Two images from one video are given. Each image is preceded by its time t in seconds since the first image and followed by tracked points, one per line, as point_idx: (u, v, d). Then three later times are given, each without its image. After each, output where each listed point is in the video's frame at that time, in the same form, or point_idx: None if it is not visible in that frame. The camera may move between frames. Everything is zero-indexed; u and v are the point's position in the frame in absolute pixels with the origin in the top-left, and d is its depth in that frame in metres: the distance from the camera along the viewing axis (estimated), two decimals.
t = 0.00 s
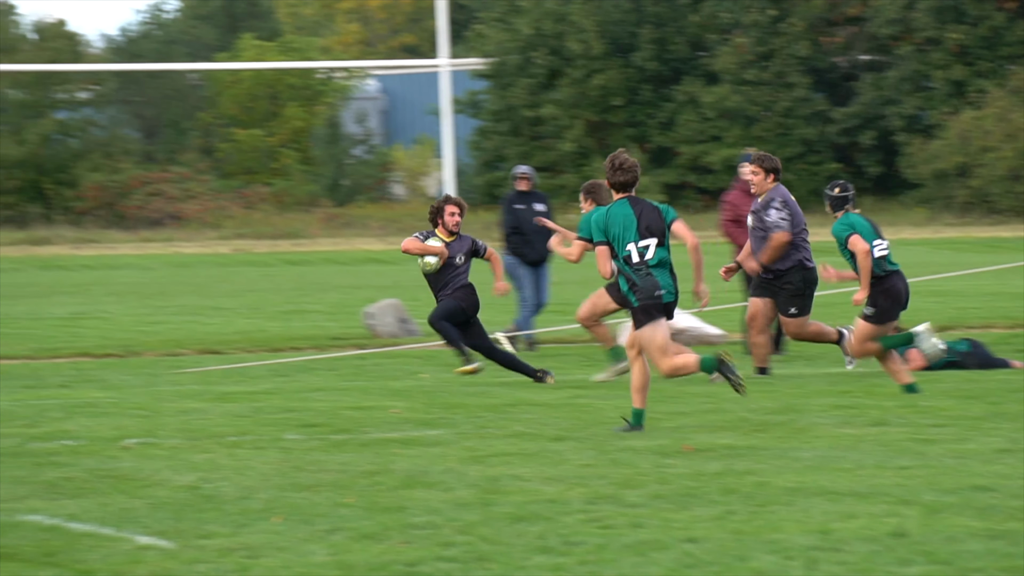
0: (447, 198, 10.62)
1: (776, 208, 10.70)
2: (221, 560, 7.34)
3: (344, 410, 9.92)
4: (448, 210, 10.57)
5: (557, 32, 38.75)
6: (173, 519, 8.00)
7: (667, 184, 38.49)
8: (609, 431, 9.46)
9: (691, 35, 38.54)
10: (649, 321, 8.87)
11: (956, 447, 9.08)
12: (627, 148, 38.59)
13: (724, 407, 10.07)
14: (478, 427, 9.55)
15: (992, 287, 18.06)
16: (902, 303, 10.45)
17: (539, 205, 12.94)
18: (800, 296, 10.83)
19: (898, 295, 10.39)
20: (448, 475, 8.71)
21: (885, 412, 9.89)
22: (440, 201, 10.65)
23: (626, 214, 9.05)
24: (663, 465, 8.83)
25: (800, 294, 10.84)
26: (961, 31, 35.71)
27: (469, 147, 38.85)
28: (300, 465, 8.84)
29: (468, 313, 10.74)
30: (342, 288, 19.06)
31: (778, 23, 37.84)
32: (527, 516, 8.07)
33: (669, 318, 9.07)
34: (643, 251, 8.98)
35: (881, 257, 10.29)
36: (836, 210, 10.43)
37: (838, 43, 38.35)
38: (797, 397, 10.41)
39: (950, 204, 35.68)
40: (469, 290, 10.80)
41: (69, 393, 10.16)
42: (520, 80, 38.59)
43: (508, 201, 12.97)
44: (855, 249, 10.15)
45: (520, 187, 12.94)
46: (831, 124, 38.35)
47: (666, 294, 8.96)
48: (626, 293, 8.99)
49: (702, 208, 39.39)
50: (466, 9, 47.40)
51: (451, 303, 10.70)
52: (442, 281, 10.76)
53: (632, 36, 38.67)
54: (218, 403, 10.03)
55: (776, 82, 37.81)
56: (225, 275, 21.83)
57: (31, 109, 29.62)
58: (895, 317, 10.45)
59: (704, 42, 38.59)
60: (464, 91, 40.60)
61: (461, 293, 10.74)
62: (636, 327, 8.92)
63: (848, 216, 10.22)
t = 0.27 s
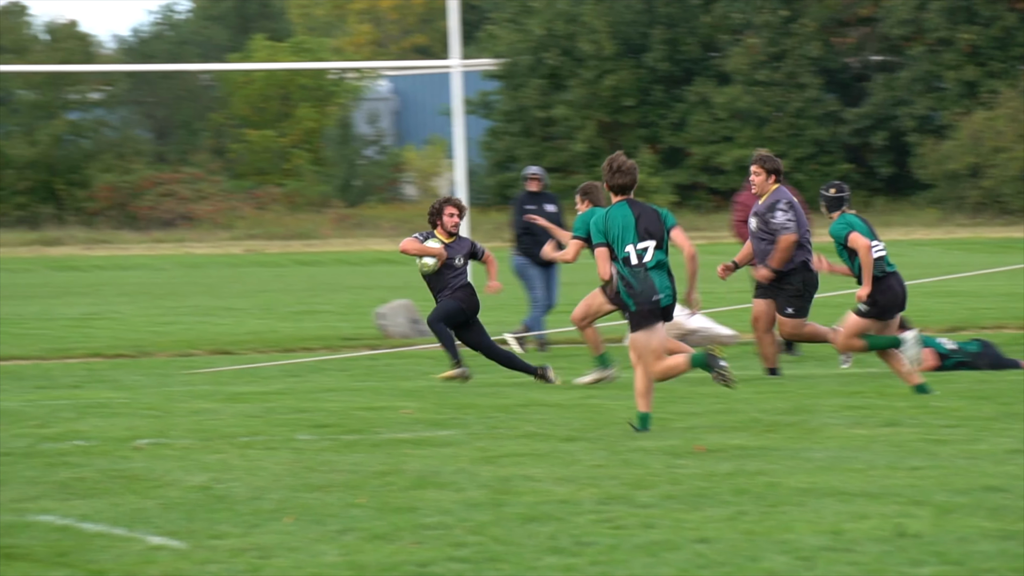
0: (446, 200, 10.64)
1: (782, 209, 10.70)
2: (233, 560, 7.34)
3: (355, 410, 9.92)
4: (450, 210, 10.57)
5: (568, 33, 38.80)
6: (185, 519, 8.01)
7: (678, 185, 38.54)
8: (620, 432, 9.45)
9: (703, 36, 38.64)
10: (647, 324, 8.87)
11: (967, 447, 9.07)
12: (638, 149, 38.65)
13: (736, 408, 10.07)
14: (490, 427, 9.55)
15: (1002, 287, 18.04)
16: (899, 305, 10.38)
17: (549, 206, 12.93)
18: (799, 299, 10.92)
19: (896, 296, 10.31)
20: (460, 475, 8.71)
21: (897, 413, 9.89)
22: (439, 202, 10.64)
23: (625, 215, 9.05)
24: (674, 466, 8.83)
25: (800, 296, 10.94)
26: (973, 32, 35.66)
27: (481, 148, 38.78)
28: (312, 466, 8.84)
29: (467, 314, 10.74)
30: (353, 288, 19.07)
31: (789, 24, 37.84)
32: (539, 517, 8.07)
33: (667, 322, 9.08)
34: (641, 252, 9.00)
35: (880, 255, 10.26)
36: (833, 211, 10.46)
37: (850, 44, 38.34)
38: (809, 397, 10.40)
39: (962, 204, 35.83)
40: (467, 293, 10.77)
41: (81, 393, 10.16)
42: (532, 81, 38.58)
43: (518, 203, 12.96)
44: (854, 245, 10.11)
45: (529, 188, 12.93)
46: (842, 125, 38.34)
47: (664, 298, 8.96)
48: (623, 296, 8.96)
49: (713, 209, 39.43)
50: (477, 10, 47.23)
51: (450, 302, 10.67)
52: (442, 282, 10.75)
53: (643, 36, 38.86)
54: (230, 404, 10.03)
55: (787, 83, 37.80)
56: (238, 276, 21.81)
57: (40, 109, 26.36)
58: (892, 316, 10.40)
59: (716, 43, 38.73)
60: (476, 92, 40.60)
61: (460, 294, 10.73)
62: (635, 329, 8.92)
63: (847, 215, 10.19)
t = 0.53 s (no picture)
0: (442, 202, 10.47)
1: (792, 208, 10.65)
2: (256, 561, 7.34)
3: (378, 411, 9.92)
4: (444, 214, 10.43)
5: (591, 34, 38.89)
6: (207, 520, 8.01)
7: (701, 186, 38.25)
8: (642, 433, 9.44)
9: (725, 37, 38.43)
10: (641, 332, 8.83)
11: (991, 449, 9.05)
12: (661, 149, 38.56)
13: (758, 409, 10.05)
14: (512, 428, 9.55)
15: None
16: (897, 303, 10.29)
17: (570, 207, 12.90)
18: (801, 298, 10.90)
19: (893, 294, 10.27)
20: (482, 476, 8.71)
21: (920, 414, 9.87)
22: (434, 206, 10.50)
23: (624, 221, 8.98)
24: (697, 467, 8.82)
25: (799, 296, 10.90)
26: (996, 32, 35.56)
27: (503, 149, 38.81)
28: (334, 467, 8.84)
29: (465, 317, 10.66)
30: (375, 289, 19.07)
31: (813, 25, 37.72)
32: (561, 518, 8.06)
33: (663, 329, 9.00)
34: (639, 259, 8.89)
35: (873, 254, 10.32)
36: (825, 209, 10.54)
37: (873, 44, 38.17)
38: (831, 398, 10.39)
39: (985, 206, 35.62)
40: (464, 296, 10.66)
41: (104, 394, 10.18)
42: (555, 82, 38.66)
43: (541, 204, 12.98)
44: (851, 241, 10.17)
45: (551, 189, 12.93)
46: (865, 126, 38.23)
47: (659, 307, 8.87)
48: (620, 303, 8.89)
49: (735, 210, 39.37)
50: (500, 10, 47.13)
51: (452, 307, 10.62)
52: (439, 284, 10.64)
53: (666, 37, 38.60)
54: (253, 405, 10.04)
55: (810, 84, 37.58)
56: (270, 276, 21.87)
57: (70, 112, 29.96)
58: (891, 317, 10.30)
59: (739, 44, 38.48)
60: (499, 93, 40.65)
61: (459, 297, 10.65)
62: (628, 335, 8.89)
63: (840, 212, 10.33)
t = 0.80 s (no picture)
0: (438, 203, 10.46)
1: (796, 205, 10.67)
2: (266, 561, 7.34)
3: (388, 412, 9.92)
4: (441, 214, 10.41)
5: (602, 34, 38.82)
6: (218, 520, 8.01)
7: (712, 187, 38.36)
8: (653, 434, 9.43)
9: (736, 37, 38.26)
10: (639, 335, 8.94)
11: (1002, 449, 9.03)
12: (672, 150, 38.62)
13: (768, 409, 10.05)
14: (523, 429, 9.54)
15: None
16: (892, 301, 10.25)
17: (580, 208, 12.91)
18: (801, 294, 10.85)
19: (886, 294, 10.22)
20: (493, 476, 8.70)
21: (931, 415, 9.85)
22: (432, 207, 10.49)
23: (623, 224, 9.04)
24: (707, 467, 8.81)
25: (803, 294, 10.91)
26: (1009, 32, 35.25)
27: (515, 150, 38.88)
28: (345, 467, 8.84)
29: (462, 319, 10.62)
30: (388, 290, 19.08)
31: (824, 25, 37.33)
32: (572, 519, 8.05)
33: (661, 332, 9.09)
34: (639, 261, 8.95)
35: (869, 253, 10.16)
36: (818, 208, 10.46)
37: (885, 45, 37.75)
38: (842, 399, 10.38)
39: (998, 206, 35.52)
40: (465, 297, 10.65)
41: (115, 394, 10.19)
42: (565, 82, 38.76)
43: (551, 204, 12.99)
44: (847, 240, 10.01)
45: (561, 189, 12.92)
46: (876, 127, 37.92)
47: (657, 310, 8.97)
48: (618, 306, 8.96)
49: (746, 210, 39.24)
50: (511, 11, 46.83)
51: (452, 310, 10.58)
52: (438, 284, 10.59)
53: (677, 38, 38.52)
54: (264, 405, 10.04)
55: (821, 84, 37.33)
56: (280, 276, 21.94)
57: (75, 110, 30.58)
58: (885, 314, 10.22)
59: (750, 44, 38.29)
60: (511, 94, 40.64)
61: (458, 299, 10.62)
62: (624, 336, 8.98)
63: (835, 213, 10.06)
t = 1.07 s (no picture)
0: (438, 205, 10.41)
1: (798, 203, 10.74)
2: (278, 562, 7.34)
3: (400, 412, 9.93)
4: (439, 214, 10.39)
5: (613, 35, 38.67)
6: (230, 521, 8.01)
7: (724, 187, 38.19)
8: (665, 435, 9.43)
9: (747, 38, 38.26)
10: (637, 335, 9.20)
11: (1014, 451, 9.02)
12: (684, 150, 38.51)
13: (780, 410, 10.05)
14: (534, 429, 9.55)
15: None
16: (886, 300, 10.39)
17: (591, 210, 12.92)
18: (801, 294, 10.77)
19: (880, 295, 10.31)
20: (505, 477, 8.70)
21: (943, 416, 9.85)
22: (430, 207, 10.48)
23: (622, 225, 9.08)
24: (719, 468, 8.80)
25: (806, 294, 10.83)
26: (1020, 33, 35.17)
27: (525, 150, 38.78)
28: (356, 468, 8.84)
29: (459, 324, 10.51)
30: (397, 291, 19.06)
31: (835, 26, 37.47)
32: (584, 520, 8.05)
33: (660, 332, 9.26)
34: (639, 263, 9.03)
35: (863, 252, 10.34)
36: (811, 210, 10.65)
37: (896, 45, 37.76)
38: (853, 400, 10.39)
39: (1010, 207, 35.55)
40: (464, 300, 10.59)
41: (126, 394, 10.19)
42: (577, 83, 38.54)
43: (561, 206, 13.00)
44: (842, 240, 10.14)
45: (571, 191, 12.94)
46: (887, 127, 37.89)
47: (654, 312, 9.12)
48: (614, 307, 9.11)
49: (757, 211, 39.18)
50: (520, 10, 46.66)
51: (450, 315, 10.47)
52: (436, 286, 10.50)
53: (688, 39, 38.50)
54: (276, 406, 10.04)
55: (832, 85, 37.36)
56: (290, 276, 21.91)
57: (87, 111, 30.12)
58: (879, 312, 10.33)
59: (761, 45, 38.28)
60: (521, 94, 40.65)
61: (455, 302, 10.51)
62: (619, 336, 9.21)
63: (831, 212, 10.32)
